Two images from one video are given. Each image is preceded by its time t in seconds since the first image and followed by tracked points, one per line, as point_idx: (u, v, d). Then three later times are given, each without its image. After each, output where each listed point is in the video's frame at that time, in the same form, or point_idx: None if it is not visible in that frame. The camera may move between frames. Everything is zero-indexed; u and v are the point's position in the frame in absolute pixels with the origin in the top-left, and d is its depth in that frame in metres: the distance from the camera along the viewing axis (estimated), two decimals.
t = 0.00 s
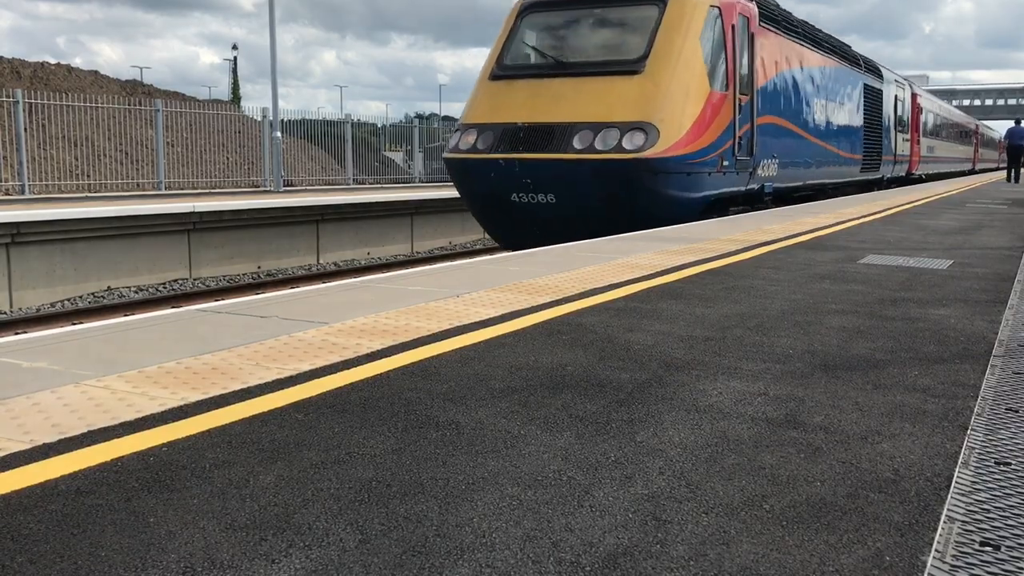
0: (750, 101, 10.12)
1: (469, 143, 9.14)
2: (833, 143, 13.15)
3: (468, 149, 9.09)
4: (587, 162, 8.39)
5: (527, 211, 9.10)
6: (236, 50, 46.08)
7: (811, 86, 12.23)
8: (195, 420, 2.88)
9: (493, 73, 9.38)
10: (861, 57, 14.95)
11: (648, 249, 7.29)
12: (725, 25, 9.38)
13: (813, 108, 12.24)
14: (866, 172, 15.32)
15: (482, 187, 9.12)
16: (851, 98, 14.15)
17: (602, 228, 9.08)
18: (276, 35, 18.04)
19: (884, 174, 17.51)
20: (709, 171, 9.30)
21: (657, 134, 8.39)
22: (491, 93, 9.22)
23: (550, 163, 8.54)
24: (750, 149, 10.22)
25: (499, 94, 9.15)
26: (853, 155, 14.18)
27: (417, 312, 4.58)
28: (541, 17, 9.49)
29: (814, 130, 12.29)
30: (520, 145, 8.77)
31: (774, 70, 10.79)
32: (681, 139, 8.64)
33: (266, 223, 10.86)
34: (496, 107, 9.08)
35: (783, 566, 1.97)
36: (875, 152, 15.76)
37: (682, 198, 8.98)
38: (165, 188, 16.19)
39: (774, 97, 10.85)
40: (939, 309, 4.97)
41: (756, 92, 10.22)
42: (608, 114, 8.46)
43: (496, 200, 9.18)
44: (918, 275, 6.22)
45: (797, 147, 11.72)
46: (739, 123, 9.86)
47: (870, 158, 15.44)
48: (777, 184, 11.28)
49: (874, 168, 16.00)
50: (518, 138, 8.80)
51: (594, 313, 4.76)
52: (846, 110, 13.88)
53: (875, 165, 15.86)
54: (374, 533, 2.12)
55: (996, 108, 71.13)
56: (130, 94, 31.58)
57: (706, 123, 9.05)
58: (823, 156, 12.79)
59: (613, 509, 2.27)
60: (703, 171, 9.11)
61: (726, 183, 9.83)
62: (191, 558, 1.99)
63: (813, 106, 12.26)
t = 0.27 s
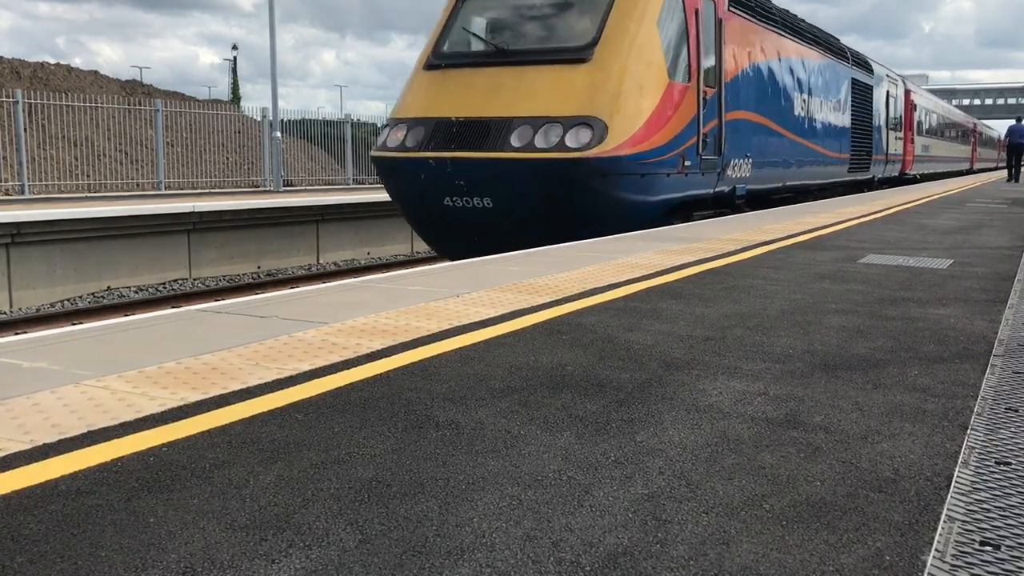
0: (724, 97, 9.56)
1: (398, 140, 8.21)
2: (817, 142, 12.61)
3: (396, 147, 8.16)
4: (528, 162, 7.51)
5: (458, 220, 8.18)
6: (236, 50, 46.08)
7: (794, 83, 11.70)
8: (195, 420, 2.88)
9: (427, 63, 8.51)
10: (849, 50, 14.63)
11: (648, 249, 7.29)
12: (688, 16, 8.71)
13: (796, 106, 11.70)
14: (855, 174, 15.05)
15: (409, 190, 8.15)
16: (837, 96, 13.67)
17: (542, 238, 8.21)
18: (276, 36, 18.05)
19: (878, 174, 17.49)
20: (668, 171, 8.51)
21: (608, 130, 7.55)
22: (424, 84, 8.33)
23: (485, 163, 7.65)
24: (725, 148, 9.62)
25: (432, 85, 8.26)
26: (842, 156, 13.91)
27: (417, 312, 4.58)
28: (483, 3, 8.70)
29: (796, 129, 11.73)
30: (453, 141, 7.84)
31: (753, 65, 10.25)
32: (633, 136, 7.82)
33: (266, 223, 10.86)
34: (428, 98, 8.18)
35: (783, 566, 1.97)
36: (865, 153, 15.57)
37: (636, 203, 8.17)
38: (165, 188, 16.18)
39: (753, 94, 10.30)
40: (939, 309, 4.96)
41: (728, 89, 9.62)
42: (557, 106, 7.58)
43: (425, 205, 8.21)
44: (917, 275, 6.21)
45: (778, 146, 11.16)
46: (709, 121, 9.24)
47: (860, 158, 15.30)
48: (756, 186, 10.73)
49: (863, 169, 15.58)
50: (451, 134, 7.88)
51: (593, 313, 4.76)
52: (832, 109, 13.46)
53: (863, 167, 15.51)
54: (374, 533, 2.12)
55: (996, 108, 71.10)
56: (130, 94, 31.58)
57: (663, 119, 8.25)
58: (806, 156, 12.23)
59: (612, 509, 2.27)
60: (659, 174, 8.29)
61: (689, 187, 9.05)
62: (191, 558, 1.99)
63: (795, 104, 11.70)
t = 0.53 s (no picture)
0: (688, 92, 9.03)
1: (315, 136, 7.73)
2: (793, 142, 12.09)
3: (314, 145, 7.65)
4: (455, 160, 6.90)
5: (383, 225, 7.63)
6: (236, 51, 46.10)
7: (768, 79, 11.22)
8: (195, 420, 2.88)
9: (351, 51, 8.05)
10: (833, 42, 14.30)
11: (648, 249, 7.28)
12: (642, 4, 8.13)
13: (769, 104, 11.19)
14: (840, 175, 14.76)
15: (329, 192, 7.63)
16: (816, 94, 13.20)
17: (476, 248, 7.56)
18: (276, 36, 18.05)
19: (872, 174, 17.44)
20: (619, 171, 7.86)
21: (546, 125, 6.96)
22: (347, 75, 7.84)
23: (406, 163, 7.08)
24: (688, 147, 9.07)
25: (355, 75, 7.77)
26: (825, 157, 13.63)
27: (417, 312, 4.58)
28: None
29: (769, 128, 11.20)
30: (370, 139, 7.31)
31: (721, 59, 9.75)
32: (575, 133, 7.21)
33: (266, 223, 10.87)
34: (349, 89, 7.69)
35: (784, 566, 1.96)
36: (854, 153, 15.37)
37: (582, 207, 7.54)
38: (165, 188, 16.17)
39: (721, 90, 9.80)
40: (939, 309, 4.95)
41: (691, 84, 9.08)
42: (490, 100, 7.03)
43: (349, 210, 7.69)
44: (917, 275, 6.20)
45: (750, 146, 10.62)
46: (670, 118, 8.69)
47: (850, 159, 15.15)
48: (724, 187, 10.21)
49: (847, 171, 15.14)
50: (369, 130, 7.34)
51: (593, 313, 4.76)
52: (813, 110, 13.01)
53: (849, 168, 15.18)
54: (374, 534, 2.12)
55: (996, 107, 71.07)
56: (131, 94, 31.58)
57: (611, 115, 7.64)
58: (782, 156, 11.71)
59: (613, 509, 2.27)
60: (606, 175, 7.66)
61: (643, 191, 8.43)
62: (191, 558, 1.98)
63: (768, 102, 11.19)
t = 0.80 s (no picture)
0: (652, 91, 8.33)
1: (193, 131, 6.77)
2: (770, 142, 11.44)
3: (192, 141, 6.70)
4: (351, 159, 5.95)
5: (271, 237, 6.69)
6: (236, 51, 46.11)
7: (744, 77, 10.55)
8: (194, 420, 2.88)
9: (245, 33, 7.19)
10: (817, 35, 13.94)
11: (647, 249, 7.28)
12: None
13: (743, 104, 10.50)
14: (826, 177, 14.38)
15: (209, 198, 6.73)
16: (797, 94, 12.56)
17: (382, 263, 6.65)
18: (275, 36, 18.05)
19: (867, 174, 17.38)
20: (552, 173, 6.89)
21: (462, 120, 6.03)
22: (238, 64, 6.93)
23: (290, 161, 6.14)
24: (649, 150, 8.32)
25: (248, 62, 6.86)
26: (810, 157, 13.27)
27: (416, 312, 4.58)
28: None
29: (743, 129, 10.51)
30: (252, 133, 6.38)
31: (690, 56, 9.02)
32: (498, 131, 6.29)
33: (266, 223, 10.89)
34: (237, 78, 6.76)
35: (783, 566, 1.96)
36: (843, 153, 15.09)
37: (509, 218, 6.67)
38: (165, 188, 16.18)
39: (689, 89, 9.07)
40: (938, 309, 4.96)
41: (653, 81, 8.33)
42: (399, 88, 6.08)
43: (231, 217, 6.76)
44: (917, 275, 6.20)
45: (721, 148, 9.93)
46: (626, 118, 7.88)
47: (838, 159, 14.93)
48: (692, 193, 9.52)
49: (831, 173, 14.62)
50: (252, 123, 6.41)
51: (593, 313, 4.76)
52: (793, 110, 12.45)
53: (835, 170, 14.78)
54: (374, 534, 2.12)
55: (995, 107, 71.07)
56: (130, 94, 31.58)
57: (546, 112, 6.75)
58: (758, 158, 11.05)
59: (612, 509, 2.27)
60: (536, 180, 6.72)
61: (583, 194, 7.35)
62: (191, 558, 1.98)
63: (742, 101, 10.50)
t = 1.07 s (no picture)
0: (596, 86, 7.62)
1: (33, 127, 5.99)
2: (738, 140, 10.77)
3: (26, 137, 5.95)
4: (206, 157, 5.15)
5: (127, 251, 5.93)
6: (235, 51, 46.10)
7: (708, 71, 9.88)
8: (194, 420, 2.89)
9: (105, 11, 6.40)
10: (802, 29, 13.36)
11: (647, 249, 7.28)
12: None
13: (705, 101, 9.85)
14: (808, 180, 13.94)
15: (51, 204, 5.95)
16: (771, 90, 11.92)
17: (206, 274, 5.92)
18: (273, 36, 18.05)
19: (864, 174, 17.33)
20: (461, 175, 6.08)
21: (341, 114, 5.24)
22: (92, 48, 6.13)
23: (129, 164, 5.36)
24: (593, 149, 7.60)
25: (102, 47, 6.08)
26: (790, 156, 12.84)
27: (416, 312, 4.58)
28: None
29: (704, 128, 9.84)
30: (92, 128, 5.60)
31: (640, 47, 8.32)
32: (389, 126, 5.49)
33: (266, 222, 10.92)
34: (89, 65, 5.98)
35: (783, 566, 1.96)
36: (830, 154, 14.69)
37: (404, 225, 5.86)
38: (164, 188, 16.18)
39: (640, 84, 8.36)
40: (938, 309, 4.96)
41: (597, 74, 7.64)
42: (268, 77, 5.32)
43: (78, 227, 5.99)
44: (917, 275, 6.21)
45: (678, 148, 9.22)
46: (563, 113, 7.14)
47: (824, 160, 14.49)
48: (645, 196, 8.85)
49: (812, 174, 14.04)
50: (94, 116, 5.64)
51: (593, 313, 4.77)
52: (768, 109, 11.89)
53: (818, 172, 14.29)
54: (374, 534, 2.12)
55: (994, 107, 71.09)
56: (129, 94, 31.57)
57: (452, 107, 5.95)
58: (724, 157, 10.41)
59: (612, 509, 2.27)
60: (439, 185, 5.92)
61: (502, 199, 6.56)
62: (191, 558, 1.99)
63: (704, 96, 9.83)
